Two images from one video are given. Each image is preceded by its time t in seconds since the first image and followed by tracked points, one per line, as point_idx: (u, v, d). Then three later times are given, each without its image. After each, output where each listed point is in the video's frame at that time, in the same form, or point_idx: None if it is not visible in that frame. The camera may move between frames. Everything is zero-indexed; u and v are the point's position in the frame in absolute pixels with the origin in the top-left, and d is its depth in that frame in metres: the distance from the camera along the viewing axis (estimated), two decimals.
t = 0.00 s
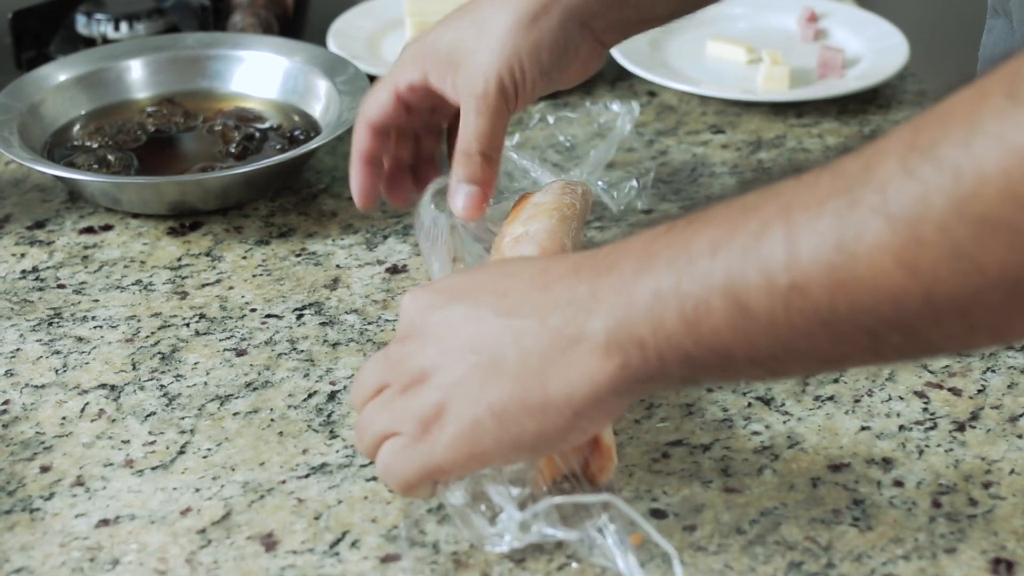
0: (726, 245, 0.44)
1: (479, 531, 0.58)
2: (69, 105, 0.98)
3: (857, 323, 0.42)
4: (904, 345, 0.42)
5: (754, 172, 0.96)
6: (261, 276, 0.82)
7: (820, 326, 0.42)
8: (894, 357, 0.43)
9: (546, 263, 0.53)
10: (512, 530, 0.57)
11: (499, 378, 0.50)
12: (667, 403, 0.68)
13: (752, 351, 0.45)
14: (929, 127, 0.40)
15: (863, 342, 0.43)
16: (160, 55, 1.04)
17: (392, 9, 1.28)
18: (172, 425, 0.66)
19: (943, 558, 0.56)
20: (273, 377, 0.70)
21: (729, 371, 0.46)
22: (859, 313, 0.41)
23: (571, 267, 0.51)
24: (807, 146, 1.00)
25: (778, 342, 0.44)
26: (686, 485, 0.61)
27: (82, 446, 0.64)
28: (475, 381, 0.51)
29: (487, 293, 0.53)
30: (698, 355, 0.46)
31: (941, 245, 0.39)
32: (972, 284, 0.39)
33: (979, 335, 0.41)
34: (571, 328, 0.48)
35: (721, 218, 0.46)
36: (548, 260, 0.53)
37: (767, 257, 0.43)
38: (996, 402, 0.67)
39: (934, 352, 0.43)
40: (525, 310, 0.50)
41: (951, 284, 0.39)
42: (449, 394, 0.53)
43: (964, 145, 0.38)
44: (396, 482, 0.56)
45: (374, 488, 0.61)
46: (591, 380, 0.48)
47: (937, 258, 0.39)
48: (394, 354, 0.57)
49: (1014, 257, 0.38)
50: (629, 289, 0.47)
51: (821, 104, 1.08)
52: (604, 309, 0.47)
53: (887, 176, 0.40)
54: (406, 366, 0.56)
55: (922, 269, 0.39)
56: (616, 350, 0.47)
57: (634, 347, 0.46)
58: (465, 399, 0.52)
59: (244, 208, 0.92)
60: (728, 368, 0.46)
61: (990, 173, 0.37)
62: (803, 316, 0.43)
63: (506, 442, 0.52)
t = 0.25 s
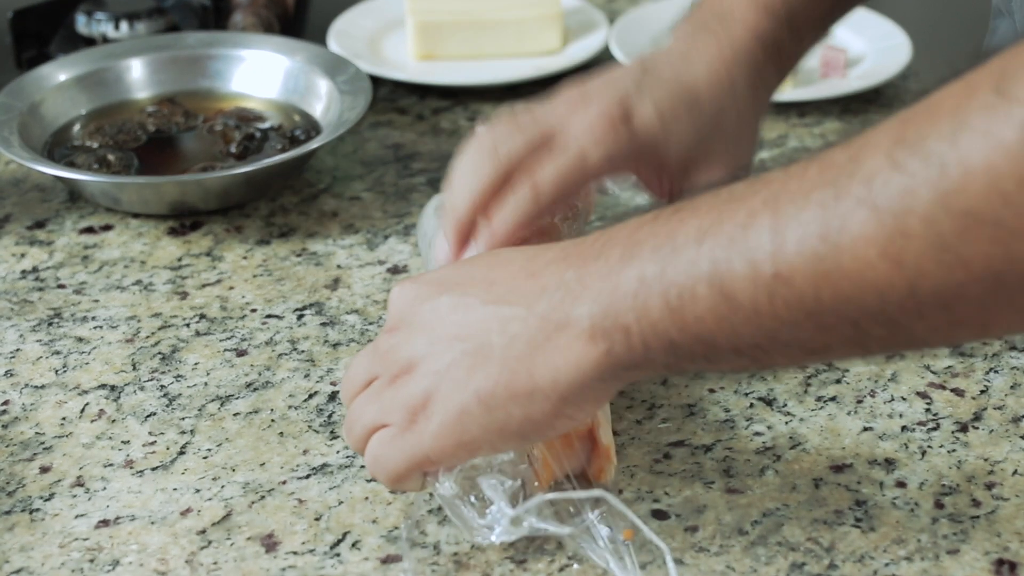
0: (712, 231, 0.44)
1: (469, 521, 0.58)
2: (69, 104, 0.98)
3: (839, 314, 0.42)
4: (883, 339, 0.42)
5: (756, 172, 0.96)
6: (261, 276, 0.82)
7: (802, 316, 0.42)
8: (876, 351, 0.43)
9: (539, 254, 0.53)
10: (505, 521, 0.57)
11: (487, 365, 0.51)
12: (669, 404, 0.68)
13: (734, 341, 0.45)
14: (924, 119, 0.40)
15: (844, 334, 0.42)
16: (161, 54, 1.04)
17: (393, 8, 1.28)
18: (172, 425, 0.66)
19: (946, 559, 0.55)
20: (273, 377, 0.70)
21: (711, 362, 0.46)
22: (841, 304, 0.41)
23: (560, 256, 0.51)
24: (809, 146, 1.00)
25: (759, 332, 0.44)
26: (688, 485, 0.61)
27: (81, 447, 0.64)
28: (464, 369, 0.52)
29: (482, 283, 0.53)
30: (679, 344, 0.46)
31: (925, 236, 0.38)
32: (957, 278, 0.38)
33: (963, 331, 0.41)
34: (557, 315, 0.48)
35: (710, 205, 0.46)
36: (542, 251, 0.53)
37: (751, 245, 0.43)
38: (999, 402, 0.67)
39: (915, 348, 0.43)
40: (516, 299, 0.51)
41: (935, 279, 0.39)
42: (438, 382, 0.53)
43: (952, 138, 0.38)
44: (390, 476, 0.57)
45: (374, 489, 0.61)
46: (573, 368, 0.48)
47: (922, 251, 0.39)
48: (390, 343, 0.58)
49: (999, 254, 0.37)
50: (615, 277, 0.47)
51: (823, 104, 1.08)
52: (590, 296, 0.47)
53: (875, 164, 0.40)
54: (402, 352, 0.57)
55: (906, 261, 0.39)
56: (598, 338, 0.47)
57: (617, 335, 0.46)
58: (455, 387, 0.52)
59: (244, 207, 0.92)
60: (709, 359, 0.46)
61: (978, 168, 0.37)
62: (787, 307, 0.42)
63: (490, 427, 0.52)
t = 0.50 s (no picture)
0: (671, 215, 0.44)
1: (479, 519, 0.57)
2: (70, 104, 0.98)
3: (802, 292, 0.42)
4: (847, 318, 0.42)
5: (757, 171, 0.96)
6: (262, 276, 0.82)
7: (766, 294, 0.42)
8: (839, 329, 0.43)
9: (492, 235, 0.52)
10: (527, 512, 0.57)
11: (453, 358, 0.51)
12: (671, 404, 0.68)
13: (699, 319, 0.45)
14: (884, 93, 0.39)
15: (807, 312, 0.43)
16: (162, 54, 1.04)
17: (394, 7, 1.28)
18: (173, 425, 0.66)
19: (947, 559, 0.55)
20: (274, 377, 0.70)
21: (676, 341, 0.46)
22: (805, 282, 0.41)
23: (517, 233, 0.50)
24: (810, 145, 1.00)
25: (724, 311, 0.44)
26: (689, 485, 0.61)
27: (82, 446, 0.64)
28: (430, 363, 0.52)
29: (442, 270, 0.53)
30: (645, 325, 0.46)
31: (888, 214, 0.39)
32: (919, 255, 0.39)
33: (927, 306, 0.41)
34: (518, 301, 0.48)
35: (666, 184, 0.46)
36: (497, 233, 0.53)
37: (711, 224, 0.43)
38: (1000, 402, 0.67)
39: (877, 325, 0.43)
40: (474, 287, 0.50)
41: (897, 257, 0.39)
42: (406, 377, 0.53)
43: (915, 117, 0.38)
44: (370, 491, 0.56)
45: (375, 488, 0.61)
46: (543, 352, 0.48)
47: (883, 229, 0.39)
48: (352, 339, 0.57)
49: (961, 232, 0.37)
50: (574, 257, 0.47)
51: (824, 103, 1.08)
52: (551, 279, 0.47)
53: (833, 138, 0.40)
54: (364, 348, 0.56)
55: (869, 239, 0.39)
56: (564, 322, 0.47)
57: (583, 316, 0.47)
58: (425, 380, 0.52)
59: (246, 207, 0.92)
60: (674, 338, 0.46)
61: (938, 146, 0.37)
62: (751, 287, 0.43)
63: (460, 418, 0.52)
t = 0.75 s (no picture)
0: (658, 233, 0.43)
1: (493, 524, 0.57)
2: (71, 103, 0.98)
3: (792, 306, 0.42)
4: (831, 330, 0.42)
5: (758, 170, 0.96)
6: (263, 275, 0.82)
7: (755, 309, 0.42)
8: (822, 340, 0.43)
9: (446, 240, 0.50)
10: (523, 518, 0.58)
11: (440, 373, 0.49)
12: (671, 403, 0.68)
13: (686, 334, 0.44)
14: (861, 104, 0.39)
15: (793, 325, 0.42)
16: (163, 53, 1.04)
17: (396, 6, 1.28)
18: (173, 424, 0.66)
19: (949, 558, 0.55)
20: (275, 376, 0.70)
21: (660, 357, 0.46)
22: (794, 297, 0.41)
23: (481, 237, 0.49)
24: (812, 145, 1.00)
25: (713, 326, 0.43)
26: (690, 484, 0.61)
27: (83, 445, 0.64)
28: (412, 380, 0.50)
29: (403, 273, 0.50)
30: (632, 342, 0.45)
31: (876, 227, 0.39)
32: (902, 263, 0.39)
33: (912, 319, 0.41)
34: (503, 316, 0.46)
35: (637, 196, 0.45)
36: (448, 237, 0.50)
37: (695, 246, 0.42)
38: (1001, 401, 0.67)
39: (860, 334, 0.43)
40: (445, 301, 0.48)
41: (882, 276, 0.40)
42: (383, 391, 0.51)
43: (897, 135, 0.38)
44: (330, 505, 0.55)
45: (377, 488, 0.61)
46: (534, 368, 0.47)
47: (868, 246, 0.39)
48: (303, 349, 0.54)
49: (948, 246, 0.38)
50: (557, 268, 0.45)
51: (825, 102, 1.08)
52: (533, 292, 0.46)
53: (810, 149, 0.40)
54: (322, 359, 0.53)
55: (852, 258, 0.40)
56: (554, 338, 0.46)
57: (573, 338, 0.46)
58: (406, 401, 0.50)
59: (247, 206, 0.92)
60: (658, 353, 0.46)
61: (922, 160, 0.37)
62: (738, 310, 0.43)
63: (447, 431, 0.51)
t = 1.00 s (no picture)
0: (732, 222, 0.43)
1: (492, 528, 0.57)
2: (72, 102, 0.98)
3: (846, 295, 0.41)
4: (889, 331, 0.42)
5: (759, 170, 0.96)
6: (263, 275, 0.82)
7: (814, 296, 0.42)
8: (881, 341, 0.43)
9: (506, 183, 0.51)
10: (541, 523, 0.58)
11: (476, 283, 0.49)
12: (671, 403, 0.68)
13: (744, 319, 0.45)
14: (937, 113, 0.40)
15: (853, 319, 0.42)
16: (163, 52, 1.04)
17: (397, 6, 1.28)
18: (174, 424, 0.66)
19: (949, 558, 0.55)
20: (276, 376, 0.70)
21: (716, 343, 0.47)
22: (851, 288, 0.41)
23: (537, 212, 0.50)
24: (813, 145, 1.00)
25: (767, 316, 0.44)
26: (691, 484, 0.61)
27: (84, 445, 0.64)
28: (464, 329, 0.50)
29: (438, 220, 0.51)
30: (686, 323, 0.46)
31: (934, 223, 0.38)
32: (960, 266, 0.39)
33: (966, 323, 0.41)
34: (566, 276, 0.47)
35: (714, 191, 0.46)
36: (510, 181, 0.52)
37: (766, 231, 0.42)
38: (1002, 401, 0.67)
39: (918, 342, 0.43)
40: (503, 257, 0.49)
41: (943, 265, 0.39)
42: (426, 262, 0.51)
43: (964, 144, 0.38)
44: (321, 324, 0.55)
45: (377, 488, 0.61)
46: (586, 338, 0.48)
47: (932, 244, 0.39)
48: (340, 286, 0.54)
49: (1006, 250, 0.37)
50: (655, 254, 0.45)
51: (826, 102, 1.08)
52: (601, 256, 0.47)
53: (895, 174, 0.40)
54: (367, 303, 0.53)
55: (913, 251, 0.39)
56: (614, 307, 0.46)
57: (639, 296, 0.46)
58: (449, 283, 0.50)
59: (247, 206, 0.92)
60: (714, 339, 0.47)
61: (984, 168, 0.37)
62: (800, 285, 0.42)
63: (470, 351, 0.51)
